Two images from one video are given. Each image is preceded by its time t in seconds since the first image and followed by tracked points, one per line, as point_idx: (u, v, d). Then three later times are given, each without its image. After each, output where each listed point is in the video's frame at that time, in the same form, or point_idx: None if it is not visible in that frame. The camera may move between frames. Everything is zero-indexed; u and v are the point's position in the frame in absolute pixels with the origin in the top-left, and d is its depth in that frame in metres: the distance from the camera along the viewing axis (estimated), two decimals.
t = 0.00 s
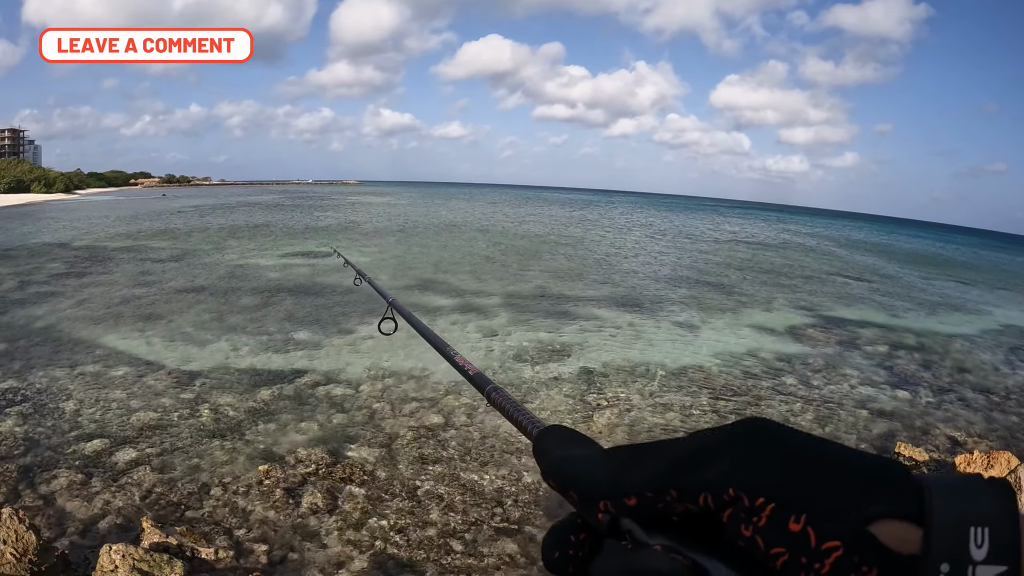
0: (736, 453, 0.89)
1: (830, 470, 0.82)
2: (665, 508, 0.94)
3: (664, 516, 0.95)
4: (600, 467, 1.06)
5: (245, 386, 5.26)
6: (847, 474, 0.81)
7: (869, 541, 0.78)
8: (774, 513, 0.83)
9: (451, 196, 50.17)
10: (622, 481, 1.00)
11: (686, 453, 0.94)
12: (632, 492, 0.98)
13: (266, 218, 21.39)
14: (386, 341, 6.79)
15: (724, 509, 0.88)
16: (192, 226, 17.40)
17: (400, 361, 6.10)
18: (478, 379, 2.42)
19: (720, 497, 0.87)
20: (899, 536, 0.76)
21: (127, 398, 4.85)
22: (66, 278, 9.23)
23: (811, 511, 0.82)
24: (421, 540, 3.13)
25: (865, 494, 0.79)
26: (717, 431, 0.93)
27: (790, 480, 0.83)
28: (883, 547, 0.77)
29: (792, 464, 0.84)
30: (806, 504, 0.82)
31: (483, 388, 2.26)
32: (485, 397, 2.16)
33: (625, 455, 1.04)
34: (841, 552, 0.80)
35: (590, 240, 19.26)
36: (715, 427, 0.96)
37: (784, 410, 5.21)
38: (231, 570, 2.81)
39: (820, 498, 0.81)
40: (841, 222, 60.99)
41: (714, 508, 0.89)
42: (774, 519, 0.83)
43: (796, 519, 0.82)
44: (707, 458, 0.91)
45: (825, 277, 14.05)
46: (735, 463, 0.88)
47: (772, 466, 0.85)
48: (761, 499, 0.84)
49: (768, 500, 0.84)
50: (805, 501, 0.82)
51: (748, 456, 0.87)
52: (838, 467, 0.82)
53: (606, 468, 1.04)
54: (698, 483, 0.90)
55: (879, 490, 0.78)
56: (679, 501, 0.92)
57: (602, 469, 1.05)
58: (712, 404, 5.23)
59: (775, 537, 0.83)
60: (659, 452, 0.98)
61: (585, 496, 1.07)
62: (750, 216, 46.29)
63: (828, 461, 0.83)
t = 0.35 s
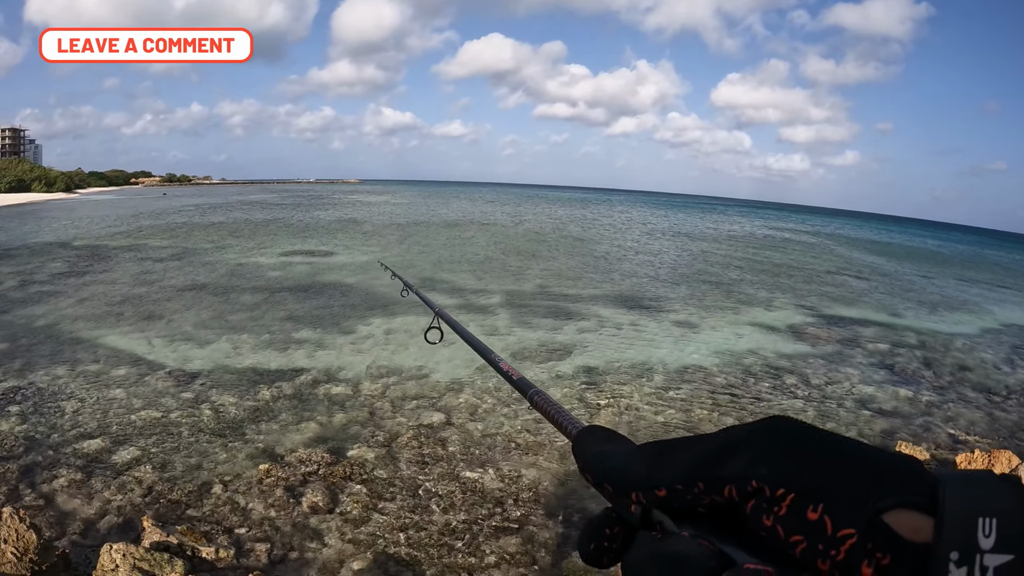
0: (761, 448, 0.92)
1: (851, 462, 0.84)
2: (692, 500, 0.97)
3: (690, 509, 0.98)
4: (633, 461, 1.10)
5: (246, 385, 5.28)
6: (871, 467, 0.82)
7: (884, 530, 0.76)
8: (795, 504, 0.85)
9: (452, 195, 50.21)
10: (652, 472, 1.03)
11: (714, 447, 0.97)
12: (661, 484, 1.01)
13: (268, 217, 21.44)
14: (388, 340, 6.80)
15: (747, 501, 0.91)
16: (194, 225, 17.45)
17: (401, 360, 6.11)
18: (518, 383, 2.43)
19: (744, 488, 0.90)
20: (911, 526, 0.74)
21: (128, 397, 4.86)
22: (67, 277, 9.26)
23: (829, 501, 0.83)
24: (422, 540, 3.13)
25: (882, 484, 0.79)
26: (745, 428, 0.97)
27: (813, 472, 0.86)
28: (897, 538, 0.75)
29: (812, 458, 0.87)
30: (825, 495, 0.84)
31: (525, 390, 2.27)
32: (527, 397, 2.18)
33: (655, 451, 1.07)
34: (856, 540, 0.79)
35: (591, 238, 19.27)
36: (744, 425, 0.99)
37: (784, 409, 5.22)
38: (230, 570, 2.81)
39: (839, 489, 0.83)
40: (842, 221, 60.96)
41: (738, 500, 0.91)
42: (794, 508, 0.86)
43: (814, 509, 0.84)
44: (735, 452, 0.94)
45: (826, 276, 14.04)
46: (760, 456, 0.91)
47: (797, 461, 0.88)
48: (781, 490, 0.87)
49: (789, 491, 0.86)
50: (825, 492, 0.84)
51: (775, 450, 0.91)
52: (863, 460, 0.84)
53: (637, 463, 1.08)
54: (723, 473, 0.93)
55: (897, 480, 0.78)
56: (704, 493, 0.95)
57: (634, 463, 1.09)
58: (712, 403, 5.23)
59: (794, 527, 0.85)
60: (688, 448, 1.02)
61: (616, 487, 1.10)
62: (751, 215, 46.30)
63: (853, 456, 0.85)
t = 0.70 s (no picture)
0: (761, 455, 0.94)
1: (850, 470, 0.86)
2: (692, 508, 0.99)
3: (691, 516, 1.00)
4: (631, 467, 1.12)
5: (247, 383, 5.28)
6: (871, 477, 0.84)
7: (892, 541, 0.80)
8: (799, 514, 0.88)
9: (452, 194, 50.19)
10: (650, 481, 1.05)
11: (713, 455, 0.99)
12: (660, 493, 1.03)
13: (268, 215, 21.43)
14: (388, 338, 6.81)
15: (749, 510, 0.93)
16: (194, 224, 17.45)
17: (401, 358, 6.11)
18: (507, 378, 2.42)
19: (745, 498, 0.93)
20: (921, 537, 0.77)
21: (129, 396, 4.87)
22: (67, 276, 9.25)
23: (834, 511, 0.85)
24: (422, 538, 3.13)
25: (886, 495, 0.82)
26: (744, 435, 0.99)
27: (812, 480, 0.88)
28: (907, 550, 0.78)
29: (813, 466, 0.89)
30: (829, 505, 0.86)
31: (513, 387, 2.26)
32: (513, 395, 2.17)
33: (654, 457, 1.09)
34: (865, 553, 0.82)
35: (591, 237, 19.26)
36: (743, 431, 1.01)
37: (785, 407, 5.22)
38: (231, 569, 2.81)
39: (840, 498, 0.85)
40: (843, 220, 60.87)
41: (739, 508, 0.94)
42: (799, 518, 0.88)
43: (820, 519, 0.86)
44: (733, 460, 0.96)
45: (827, 275, 14.02)
46: (760, 464, 0.93)
47: (798, 468, 0.90)
48: (784, 500, 0.90)
49: (793, 501, 0.89)
50: (829, 502, 0.86)
51: (773, 458, 0.93)
52: (862, 468, 0.86)
53: (635, 471, 1.10)
54: (723, 482, 0.95)
55: (901, 492, 0.80)
56: (705, 501, 0.97)
57: (632, 470, 1.11)
58: (713, 401, 5.23)
59: (801, 537, 0.87)
60: (688, 455, 1.04)
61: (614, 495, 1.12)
62: (752, 213, 46.26)
63: (851, 462, 0.88)
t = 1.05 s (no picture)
0: (777, 458, 0.95)
1: (865, 473, 0.87)
2: (705, 511, 1.00)
3: (703, 519, 1.01)
4: (646, 471, 1.14)
5: (248, 382, 5.29)
6: (886, 481, 0.85)
7: (907, 543, 0.79)
8: (814, 516, 0.88)
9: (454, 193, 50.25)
10: (665, 484, 1.07)
11: (728, 460, 1.01)
12: (675, 496, 1.05)
13: (270, 214, 21.46)
14: (390, 337, 6.82)
15: (763, 515, 0.94)
16: (195, 223, 17.48)
17: (403, 357, 6.12)
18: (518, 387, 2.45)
19: (761, 501, 0.94)
20: (935, 539, 0.77)
21: (130, 395, 4.88)
22: (69, 275, 9.28)
23: (849, 514, 0.86)
24: (424, 537, 3.13)
25: (901, 496, 0.82)
26: (759, 439, 1.00)
27: (827, 484, 0.89)
28: (923, 552, 0.78)
29: (827, 468, 0.90)
30: (843, 506, 0.87)
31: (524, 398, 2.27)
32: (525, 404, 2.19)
33: (669, 463, 1.11)
34: (880, 555, 0.82)
35: (592, 236, 19.25)
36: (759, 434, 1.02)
37: (786, 406, 5.22)
38: (232, 568, 2.82)
39: (854, 501, 0.86)
40: (846, 219, 60.79)
41: (754, 512, 0.95)
42: (814, 522, 0.88)
43: (835, 522, 0.87)
44: (749, 466, 0.98)
45: (829, 274, 14.02)
46: (776, 467, 0.94)
47: (813, 472, 0.91)
48: (799, 503, 0.90)
49: (808, 504, 0.89)
50: (844, 506, 0.86)
51: (788, 462, 0.94)
52: (877, 472, 0.86)
53: (650, 475, 1.12)
54: (738, 487, 0.97)
55: (914, 494, 0.81)
56: (719, 505, 0.98)
57: (647, 474, 1.13)
58: (714, 400, 5.23)
59: (816, 541, 0.88)
60: (703, 460, 1.05)
61: (630, 498, 1.14)
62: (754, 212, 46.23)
63: (865, 466, 0.88)
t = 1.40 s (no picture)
0: (763, 463, 1.02)
1: (851, 476, 0.94)
2: (691, 515, 1.09)
3: (689, 521, 1.11)
4: (628, 472, 1.22)
5: (250, 381, 5.30)
6: (875, 484, 0.91)
7: (905, 549, 0.86)
8: (806, 523, 0.96)
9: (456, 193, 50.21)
10: (647, 488, 1.15)
11: (713, 464, 1.08)
12: (658, 500, 1.13)
13: (272, 213, 21.43)
14: (391, 335, 6.82)
15: (752, 519, 1.02)
16: (197, 222, 17.47)
17: (404, 356, 6.12)
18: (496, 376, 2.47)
19: (750, 506, 1.01)
20: (934, 545, 0.83)
21: (132, 394, 4.89)
22: (69, 274, 9.28)
23: (842, 521, 0.93)
24: (425, 535, 3.14)
25: (896, 502, 0.88)
26: (743, 442, 1.06)
27: (813, 488, 0.96)
28: (920, 557, 0.84)
29: (818, 475, 0.96)
30: (837, 514, 0.93)
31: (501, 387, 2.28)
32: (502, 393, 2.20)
33: (652, 465, 1.18)
34: (876, 563, 0.89)
35: (595, 235, 19.22)
36: (744, 435, 1.09)
37: (788, 405, 5.22)
38: (234, 566, 2.83)
39: (848, 509, 0.92)
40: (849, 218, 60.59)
41: (742, 516, 1.03)
42: (806, 528, 0.96)
43: (829, 529, 0.94)
44: (736, 469, 1.05)
45: (832, 273, 13.97)
46: (762, 472, 1.01)
47: (800, 477, 0.97)
48: (790, 510, 0.97)
49: (800, 511, 0.96)
50: (838, 514, 0.93)
51: (773, 467, 1.01)
52: (865, 474, 0.93)
53: (631, 476, 1.20)
54: (725, 493, 1.04)
55: (910, 500, 0.87)
56: (705, 509, 1.07)
57: (630, 476, 1.21)
58: (716, 399, 5.23)
59: (807, 548, 0.96)
60: (687, 464, 1.12)
61: (614, 503, 1.22)
62: (757, 212, 46.08)
63: (853, 469, 0.95)
